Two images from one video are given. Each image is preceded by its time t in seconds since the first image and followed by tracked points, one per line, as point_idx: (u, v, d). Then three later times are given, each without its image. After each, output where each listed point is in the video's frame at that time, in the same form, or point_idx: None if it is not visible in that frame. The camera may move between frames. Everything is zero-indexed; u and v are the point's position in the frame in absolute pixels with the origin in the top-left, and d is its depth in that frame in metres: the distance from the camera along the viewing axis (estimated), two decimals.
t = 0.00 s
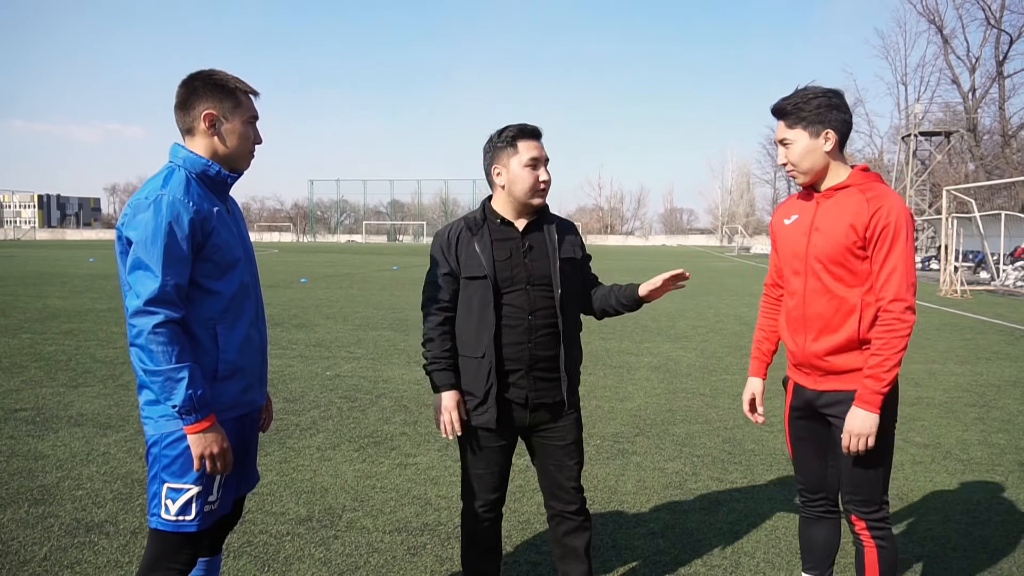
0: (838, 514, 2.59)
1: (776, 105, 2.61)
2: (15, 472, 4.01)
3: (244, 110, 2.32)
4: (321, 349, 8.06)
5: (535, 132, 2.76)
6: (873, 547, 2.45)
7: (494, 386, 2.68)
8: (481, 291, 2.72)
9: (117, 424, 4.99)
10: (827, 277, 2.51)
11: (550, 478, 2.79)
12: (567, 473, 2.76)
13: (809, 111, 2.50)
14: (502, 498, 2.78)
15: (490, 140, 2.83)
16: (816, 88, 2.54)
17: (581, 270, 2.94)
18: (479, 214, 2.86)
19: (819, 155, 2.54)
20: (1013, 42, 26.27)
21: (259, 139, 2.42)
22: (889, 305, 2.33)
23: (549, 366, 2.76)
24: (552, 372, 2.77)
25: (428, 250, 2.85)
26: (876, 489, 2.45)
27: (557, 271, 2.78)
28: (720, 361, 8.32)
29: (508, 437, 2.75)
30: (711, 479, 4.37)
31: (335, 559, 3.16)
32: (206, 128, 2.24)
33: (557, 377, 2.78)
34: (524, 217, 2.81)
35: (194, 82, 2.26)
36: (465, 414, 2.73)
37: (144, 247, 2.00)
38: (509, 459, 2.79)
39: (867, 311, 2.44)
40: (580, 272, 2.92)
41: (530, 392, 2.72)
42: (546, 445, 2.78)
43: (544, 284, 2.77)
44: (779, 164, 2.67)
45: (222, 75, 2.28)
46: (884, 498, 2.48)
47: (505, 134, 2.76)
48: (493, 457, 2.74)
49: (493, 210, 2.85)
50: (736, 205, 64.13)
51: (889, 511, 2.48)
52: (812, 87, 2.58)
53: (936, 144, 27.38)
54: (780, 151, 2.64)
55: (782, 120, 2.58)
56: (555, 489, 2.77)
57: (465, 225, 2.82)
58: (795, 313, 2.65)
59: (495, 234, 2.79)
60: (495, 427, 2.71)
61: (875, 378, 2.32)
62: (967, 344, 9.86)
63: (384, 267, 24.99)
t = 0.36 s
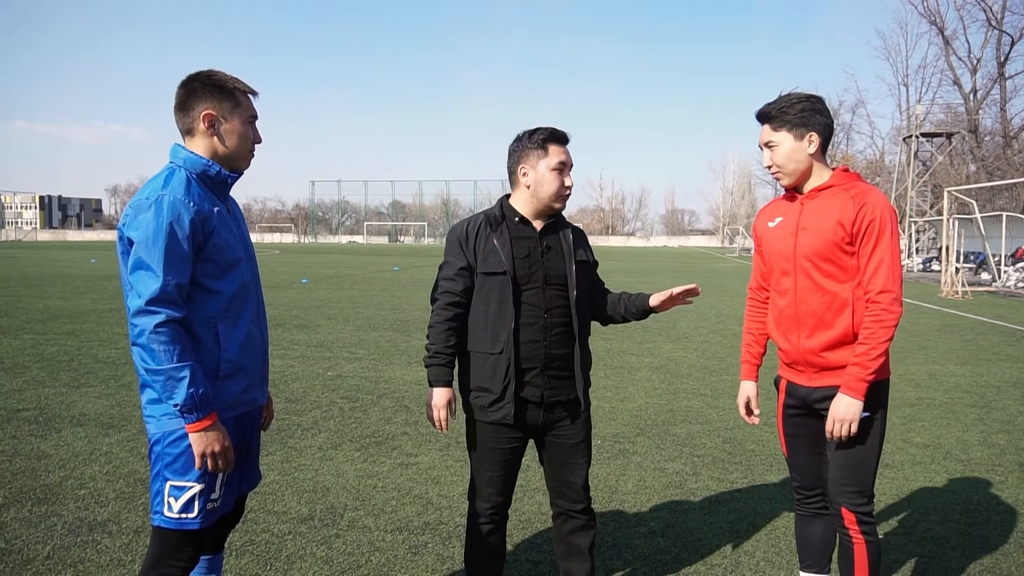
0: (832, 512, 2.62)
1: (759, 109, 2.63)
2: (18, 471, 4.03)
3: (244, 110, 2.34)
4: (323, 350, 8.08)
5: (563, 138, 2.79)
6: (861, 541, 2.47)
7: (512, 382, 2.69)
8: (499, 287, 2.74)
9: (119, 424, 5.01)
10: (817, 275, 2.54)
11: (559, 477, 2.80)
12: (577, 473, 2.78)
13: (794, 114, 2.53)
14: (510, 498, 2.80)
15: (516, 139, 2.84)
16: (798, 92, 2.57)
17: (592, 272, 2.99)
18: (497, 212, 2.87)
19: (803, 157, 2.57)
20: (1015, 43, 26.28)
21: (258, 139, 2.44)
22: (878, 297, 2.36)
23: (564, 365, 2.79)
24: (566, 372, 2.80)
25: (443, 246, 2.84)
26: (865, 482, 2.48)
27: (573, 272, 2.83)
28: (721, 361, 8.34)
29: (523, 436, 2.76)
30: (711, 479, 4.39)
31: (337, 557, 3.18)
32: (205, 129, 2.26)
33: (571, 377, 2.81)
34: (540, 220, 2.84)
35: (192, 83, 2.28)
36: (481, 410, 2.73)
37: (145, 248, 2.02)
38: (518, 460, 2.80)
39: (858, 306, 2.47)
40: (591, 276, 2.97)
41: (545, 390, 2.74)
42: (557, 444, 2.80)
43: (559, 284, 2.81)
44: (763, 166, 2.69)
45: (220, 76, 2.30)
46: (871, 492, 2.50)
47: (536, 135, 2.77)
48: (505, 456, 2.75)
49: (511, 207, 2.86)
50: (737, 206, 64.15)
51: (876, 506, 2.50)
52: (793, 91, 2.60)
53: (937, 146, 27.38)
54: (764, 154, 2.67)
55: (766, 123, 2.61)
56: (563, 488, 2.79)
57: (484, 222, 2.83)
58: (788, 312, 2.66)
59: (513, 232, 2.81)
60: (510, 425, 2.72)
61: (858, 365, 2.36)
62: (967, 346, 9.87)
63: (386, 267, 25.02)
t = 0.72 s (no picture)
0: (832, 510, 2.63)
1: (765, 106, 2.64)
2: (20, 470, 4.04)
3: (243, 109, 2.34)
4: (324, 349, 8.09)
5: (569, 136, 2.77)
6: (864, 539, 2.48)
7: (519, 379, 2.70)
8: (507, 284, 2.75)
9: (121, 423, 5.02)
10: (818, 272, 2.54)
11: (564, 476, 2.80)
12: (581, 471, 2.79)
13: (797, 111, 2.54)
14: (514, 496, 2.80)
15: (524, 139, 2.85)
16: (803, 90, 2.58)
17: (600, 270, 3.00)
18: (505, 209, 2.88)
19: (806, 154, 2.57)
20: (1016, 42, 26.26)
21: (259, 137, 2.44)
22: (879, 295, 2.37)
23: (570, 363, 2.79)
24: (572, 370, 2.80)
25: (452, 243, 2.85)
26: (865, 481, 2.48)
27: (580, 271, 2.84)
28: (722, 360, 8.34)
29: (529, 433, 2.77)
30: (712, 478, 4.39)
31: (339, 555, 3.19)
32: (204, 127, 2.27)
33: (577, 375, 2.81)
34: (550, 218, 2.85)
35: (191, 82, 2.28)
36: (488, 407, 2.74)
37: (145, 247, 2.03)
38: (524, 458, 2.81)
39: (859, 304, 2.47)
40: (598, 274, 2.97)
41: (551, 388, 2.74)
42: (562, 442, 2.81)
43: (566, 282, 2.81)
44: (766, 163, 2.70)
45: (219, 75, 2.30)
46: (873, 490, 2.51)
47: (541, 133, 2.78)
48: (511, 454, 2.76)
49: (520, 206, 2.88)
50: (738, 205, 64.12)
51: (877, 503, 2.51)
52: (798, 89, 2.61)
53: (938, 145, 27.36)
54: (767, 151, 2.68)
55: (771, 120, 2.61)
56: (566, 487, 2.79)
57: (492, 219, 2.84)
58: (787, 310, 2.66)
59: (521, 229, 2.82)
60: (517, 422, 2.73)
61: (875, 367, 2.35)
62: (968, 345, 9.87)
63: (387, 266, 25.04)
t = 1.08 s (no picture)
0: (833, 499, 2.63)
1: (773, 93, 2.62)
2: (23, 459, 4.05)
3: (242, 97, 2.32)
4: (325, 338, 8.09)
5: (535, 123, 2.71)
6: (867, 526, 2.49)
7: (514, 370, 2.70)
8: (505, 277, 2.74)
9: (123, 412, 5.03)
10: (821, 261, 2.53)
11: (565, 466, 2.81)
12: (582, 461, 2.78)
13: (805, 99, 2.52)
14: (515, 485, 2.81)
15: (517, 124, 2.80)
16: (812, 77, 2.57)
17: (606, 259, 2.95)
18: (507, 200, 2.86)
19: (813, 142, 2.56)
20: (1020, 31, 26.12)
21: (258, 126, 2.43)
22: (884, 285, 2.37)
23: (570, 354, 2.78)
24: (572, 361, 2.78)
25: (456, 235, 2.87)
26: (868, 468, 2.48)
27: (582, 262, 2.80)
28: (723, 349, 8.34)
29: (528, 423, 2.77)
30: (713, 467, 4.40)
31: (340, 543, 3.20)
32: (203, 115, 2.25)
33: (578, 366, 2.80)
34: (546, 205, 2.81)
35: (191, 70, 2.27)
36: (485, 397, 2.76)
37: (144, 236, 2.02)
38: (524, 447, 2.81)
39: (862, 293, 2.47)
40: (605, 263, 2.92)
41: (549, 379, 2.74)
42: (562, 432, 2.80)
43: (568, 273, 2.78)
44: (772, 152, 2.68)
45: (219, 62, 2.28)
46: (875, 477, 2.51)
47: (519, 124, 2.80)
48: (510, 443, 2.76)
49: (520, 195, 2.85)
50: (740, 195, 63.98)
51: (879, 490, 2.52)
52: (806, 76, 2.60)
53: (941, 134, 27.27)
54: (774, 139, 2.66)
55: (779, 107, 2.59)
56: (568, 475, 2.80)
57: (493, 210, 2.82)
58: (789, 299, 2.65)
59: (521, 221, 2.80)
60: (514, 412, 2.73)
61: (866, 356, 2.36)
62: (969, 334, 9.88)
63: (388, 256, 25.03)
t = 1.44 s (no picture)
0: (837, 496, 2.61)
1: (777, 88, 2.60)
2: (24, 454, 4.05)
3: (242, 92, 2.30)
4: (327, 333, 8.08)
5: (520, 118, 2.71)
6: (870, 524, 2.48)
7: (501, 365, 2.71)
8: (492, 273, 2.77)
9: (124, 407, 5.02)
10: (825, 258, 2.52)
11: (564, 463, 2.80)
12: (578, 458, 2.77)
13: (810, 94, 2.50)
14: (515, 481, 2.80)
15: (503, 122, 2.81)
16: (816, 72, 2.54)
17: (604, 250, 2.81)
18: (502, 197, 2.88)
19: (817, 138, 2.53)
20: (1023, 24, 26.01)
21: (259, 121, 2.41)
22: (889, 282, 2.36)
23: (562, 350, 2.74)
24: (564, 358, 2.75)
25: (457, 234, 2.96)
26: (873, 466, 2.47)
27: (571, 254, 2.73)
28: (724, 344, 8.33)
29: (520, 419, 2.76)
30: (716, 462, 4.39)
31: (342, 539, 3.19)
32: (203, 111, 2.23)
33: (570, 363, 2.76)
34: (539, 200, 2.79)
35: (191, 65, 2.25)
36: (477, 392, 2.79)
37: (144, 232, 2.00)
38: (524, 444, 2.80)
39: (867, 290, 2.45)
40: (602, 254, 2.80)
41: (539, 374, 2.72)
42: (559, 429, 2.79)
43: (558, 268, 2.75)
44: (776, 147, 2.65)
45: (219, 57, 2.26)
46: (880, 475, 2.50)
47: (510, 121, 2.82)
48: (506, 438, 2.76)
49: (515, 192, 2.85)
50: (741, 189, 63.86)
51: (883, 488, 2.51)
52: (810, 71, 2.57)
53: (943, 128, 27.18)
54: (777, 135, 2.63)
55: (782, 102, 2.57)
56: (567, 473, 2.78)
57: (486, 207, 2.86)
58: (793, 295, 2.64)
59: (512, 216, 2.81)
60: (504, 407, 2.74)
61: (875, 354, 2.35)
62: (971, 329, 9.87)
63: (389, 250, 25.02)
